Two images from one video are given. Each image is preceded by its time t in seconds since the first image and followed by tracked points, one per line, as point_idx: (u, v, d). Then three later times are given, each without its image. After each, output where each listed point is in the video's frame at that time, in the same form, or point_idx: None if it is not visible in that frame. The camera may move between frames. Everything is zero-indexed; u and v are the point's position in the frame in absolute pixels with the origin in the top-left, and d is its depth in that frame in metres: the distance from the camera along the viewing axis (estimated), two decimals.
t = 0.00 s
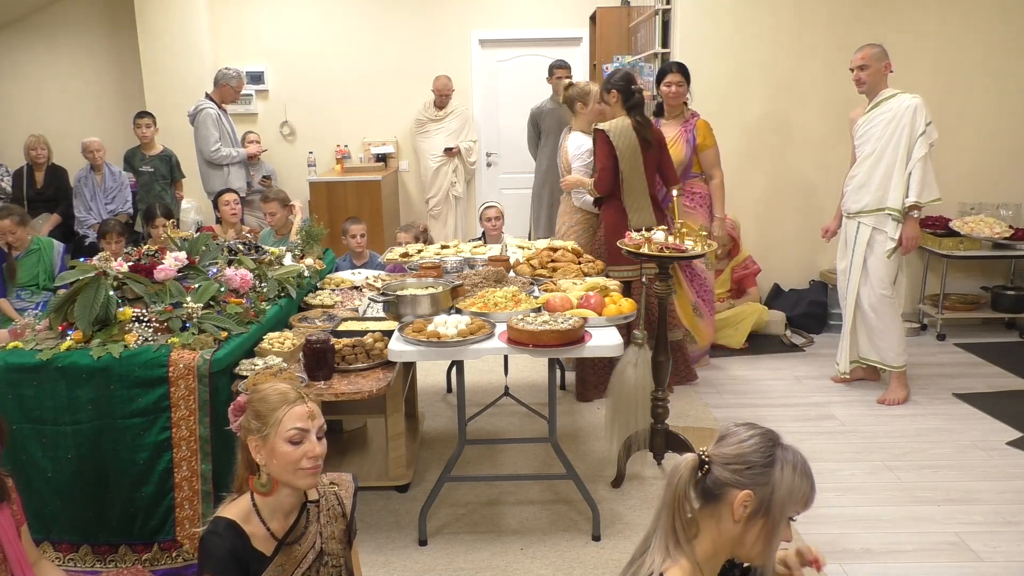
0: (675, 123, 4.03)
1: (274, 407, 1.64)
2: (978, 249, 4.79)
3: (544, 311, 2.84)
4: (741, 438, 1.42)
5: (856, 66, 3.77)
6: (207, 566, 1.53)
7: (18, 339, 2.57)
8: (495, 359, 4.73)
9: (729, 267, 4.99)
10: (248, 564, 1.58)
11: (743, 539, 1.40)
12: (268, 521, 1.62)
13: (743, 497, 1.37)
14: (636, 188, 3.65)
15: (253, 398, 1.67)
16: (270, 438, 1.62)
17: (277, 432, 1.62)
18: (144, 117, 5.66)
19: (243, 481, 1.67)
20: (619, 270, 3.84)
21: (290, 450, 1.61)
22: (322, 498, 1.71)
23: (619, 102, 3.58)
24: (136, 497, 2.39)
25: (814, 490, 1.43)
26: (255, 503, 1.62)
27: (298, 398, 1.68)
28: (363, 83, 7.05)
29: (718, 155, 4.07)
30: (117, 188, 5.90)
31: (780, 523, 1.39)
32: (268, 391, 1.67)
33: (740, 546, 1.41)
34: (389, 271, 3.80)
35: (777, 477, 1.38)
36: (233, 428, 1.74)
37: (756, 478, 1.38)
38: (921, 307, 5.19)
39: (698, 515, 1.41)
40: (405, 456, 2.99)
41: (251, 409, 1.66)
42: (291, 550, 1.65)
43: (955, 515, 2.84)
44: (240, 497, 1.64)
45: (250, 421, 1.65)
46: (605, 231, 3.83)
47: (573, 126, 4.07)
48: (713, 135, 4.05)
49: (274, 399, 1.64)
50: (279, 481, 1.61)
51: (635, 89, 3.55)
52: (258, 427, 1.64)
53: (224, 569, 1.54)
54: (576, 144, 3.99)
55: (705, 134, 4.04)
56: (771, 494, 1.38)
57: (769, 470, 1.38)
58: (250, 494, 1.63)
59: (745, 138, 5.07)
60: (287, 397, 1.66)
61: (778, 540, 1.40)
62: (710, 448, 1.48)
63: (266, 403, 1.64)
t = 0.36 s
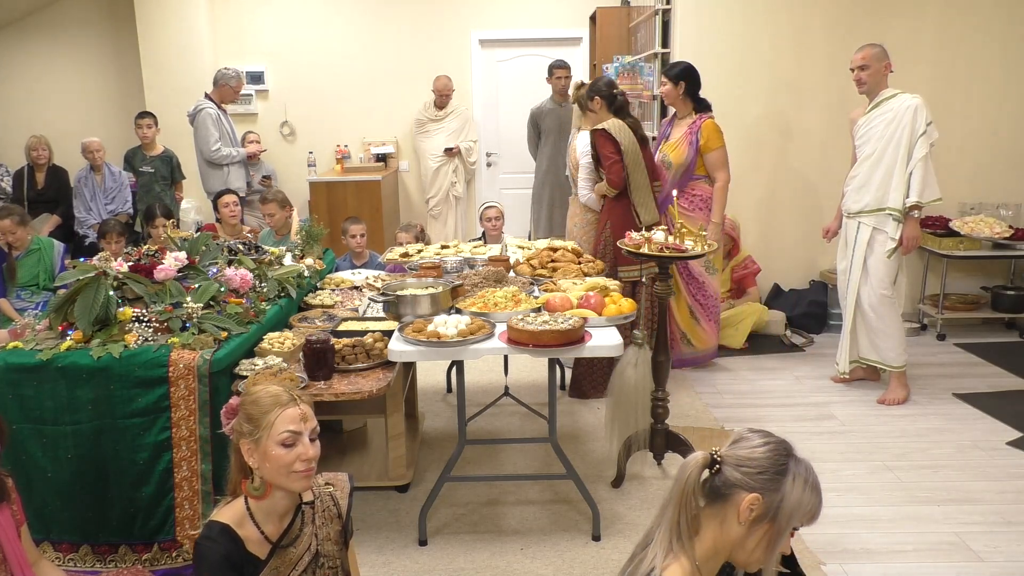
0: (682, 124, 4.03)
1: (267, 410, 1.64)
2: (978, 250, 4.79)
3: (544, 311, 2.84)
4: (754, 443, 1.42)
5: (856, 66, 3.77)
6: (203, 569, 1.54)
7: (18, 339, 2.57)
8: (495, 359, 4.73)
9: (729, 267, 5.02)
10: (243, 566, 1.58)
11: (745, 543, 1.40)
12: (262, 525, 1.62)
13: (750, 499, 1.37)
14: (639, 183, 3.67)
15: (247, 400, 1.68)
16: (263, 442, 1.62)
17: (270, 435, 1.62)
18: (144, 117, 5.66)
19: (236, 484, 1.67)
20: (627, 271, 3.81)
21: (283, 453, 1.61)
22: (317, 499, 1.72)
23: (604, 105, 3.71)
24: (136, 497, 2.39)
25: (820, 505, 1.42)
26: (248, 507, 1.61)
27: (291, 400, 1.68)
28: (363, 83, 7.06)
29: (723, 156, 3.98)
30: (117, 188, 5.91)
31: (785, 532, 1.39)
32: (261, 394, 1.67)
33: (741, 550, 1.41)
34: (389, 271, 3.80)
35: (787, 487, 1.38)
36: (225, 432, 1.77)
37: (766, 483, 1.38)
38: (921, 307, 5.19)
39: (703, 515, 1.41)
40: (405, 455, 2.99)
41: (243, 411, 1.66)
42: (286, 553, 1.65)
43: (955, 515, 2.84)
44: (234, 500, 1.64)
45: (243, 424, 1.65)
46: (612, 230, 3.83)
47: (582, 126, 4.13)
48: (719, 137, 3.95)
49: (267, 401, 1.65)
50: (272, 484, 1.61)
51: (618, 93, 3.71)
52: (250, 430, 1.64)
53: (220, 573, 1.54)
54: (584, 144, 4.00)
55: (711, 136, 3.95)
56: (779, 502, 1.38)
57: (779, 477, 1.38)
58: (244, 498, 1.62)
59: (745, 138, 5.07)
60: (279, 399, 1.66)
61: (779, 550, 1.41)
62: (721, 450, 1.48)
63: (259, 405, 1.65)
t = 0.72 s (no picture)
0: (683, 125, 4.01)
1: (264, 411, 1.64)
2: (978, 250, 4.79)
3: (544, 311, 2.84)
4: (759, 446, 1.42)
5: (856, 67, 3.77)
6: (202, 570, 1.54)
7: (18, 339, 2.57)
8: (495, 359, 4.73)
9: (728, 267, 5.02)
10: (241, 567, 1.59)
11: (748, 546, 1.40)
12: (260, 526, 1.62)
13: (754, 503, 1.37)
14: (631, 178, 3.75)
15: (244, 402, 1.67)
16: (260, 442, 1.62)
17: (268, 435, 1.62)
18: (144, 117, 5.67)
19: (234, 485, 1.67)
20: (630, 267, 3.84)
21: (281, 453, 1.61)
22: (315, 499, 1.71)
23: (580, 110, 3.76)
24: (136, 497, 2.39)
25: (824, 509, 1.43)
26: (247, 508, 1.62)
27: (289, 400, 1.68)
28: (363, 83, 7.05)
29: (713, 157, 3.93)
30: (117, 188, 5.91)
31: (788, 536, 1.39)
32: (258, 394, 1.67)
33: (744, 553, 1.41)
34: (389, 271, 3.80)
35: (792, 491, 1.38)
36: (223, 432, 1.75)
37: (771, 486, 1.38)
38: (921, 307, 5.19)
39: (707, 517, 1.41)
40: (405, 456, 2.99)
41: (240, 412, 1.66)
42: (285, 553, 1.65)
43: (956, 516, 2.84)
44: (232, 501, 1.64)
45: (240, 425, 1.65)
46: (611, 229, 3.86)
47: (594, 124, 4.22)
48: (708, 138, 3.91)
49: (265, 402, 1.65)
50: (270, 485, 1.61)
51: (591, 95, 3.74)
52: (247, 431, 1.64)
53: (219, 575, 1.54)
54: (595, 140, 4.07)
55: (702, 137, 3.91)
56: (784, 506, 1.38)
57: (784, 481, 1.38)
58: (242, 499, 1.63)
59: (745, 138, 5.07)
60: (277, 400, 1.66)
61: (782, 553, 1.41)
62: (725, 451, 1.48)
63: (256, 406, 1.65)
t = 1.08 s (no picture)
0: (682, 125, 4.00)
1: (268, 408, 1.65)
2: (978, 250, 4.79)
3: (544, 310, 2.84)
4: (749, 442, 1.42)
5: (856, 67, 3.77)
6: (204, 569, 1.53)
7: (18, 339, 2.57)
8: (495, 359, 4.73)
9: (728, 267, 5.02)
10: (243, 566, 1.58)
11: (748, 542, 1.40)
12: (263, 524, 1.62)
13: (748, 499, 1.37)
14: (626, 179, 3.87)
15: (248, 399, 1.68)
16: (265, 440, 1.62)
17: (272, 432, 1.62)
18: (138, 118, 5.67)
19: (237, 483, 1.67)
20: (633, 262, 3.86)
21: (285, 451, 1.61)
22: (318, 498, 1.71)
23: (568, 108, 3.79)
24: (136, 497, 2.39)
25: (822, 496, 1.42)
26: (250, 506, 1.61)
27: (292, 398, 1.68)
28: (363, 83, 7.05)
29: (710, 158, 3.90)
30: (117, 188, 5.90)
31: (787, 528, 1.38)
32: (262, 392, 1.68)
33: (746, 549, 1.41)
34: (389, 271, 3.80)
35: (784, 482, 1.38)
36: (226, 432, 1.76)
37: (762, 481, 1.38)
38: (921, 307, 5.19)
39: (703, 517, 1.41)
40: (405, 455, 2.99)
41: (245, 410, 1.67)
42: (287, 551, 1.64)
43: (956, 516, 2.84)
44: (235, 500, 1.64)
45: (244, 423, 1.65)
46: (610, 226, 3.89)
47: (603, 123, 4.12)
48: (705, 139, 3.88)
49: (269, 400, 1.66)
50: (273, 482, 1.61)
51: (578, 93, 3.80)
52: (252, 429, 1.64)
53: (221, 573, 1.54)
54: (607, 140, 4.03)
55: (699, 137, 3.88)
56: (778, 498, 1.38)
57: (775, 474, 1.38)
58: (245, 497, 1.62)
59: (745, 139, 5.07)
60: (281, 398, 1.66)
61: (784, 547, 1.40)
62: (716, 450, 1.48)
63: (261, 404, 1.65)
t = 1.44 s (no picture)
0: (682, 124, 4.01)
1: (276, 405, 1.65)
2: (978, 249, 4.79)
3: (544, 311, 2.84)
4: (721, 442, 1.41)
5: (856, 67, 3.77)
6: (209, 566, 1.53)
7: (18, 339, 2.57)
8: (495, 359, 4.73)
9: (728, 267, 5.02)
10: (249, 563, 1.58)
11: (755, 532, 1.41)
12: (269, 520, 1.62)
13: (747, 499, 1.37)
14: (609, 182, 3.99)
15: (255, 398, 1.67)
16: (273, 436, 1.62)
17: (280, 429, 1.63)
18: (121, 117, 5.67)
19: (243, 480, 1.67)
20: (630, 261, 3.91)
21: (294, 447, 1.62)
22: (323, 497, 1.72)
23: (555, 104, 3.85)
24: (136, 498, 2.39)
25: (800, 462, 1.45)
26: (257, 502, 1.62)
27: (299, 395, 1.68)
28: (363, 83, 7.05)
29: (709, 158, 3.90)
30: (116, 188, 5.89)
31: (786, 507, 1.40)
32: (269, 389, 1.67)
33: (752, 538, 1.42)
34: (389, 271, 3.80)
35: (770, 467, 1.38)
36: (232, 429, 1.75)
37: (751, 476, 1.38)
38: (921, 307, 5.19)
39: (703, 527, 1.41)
40: (405, 455, 2.99)
41: (252, 408, 1.66)
42: (292, 549, 1.64)
43: (956, 516, 2.84)
44: (242, 496, 1.64)
45: (252, 420, 1.65)
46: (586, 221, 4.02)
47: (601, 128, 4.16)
48: (704, 139, 3.88)
49: (276, 397, 1.66)
50: (282, 479, 1.61)
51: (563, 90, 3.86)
52: (260, 425, 1.64)
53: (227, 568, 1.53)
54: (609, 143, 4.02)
55: (700, 137, 3.88)
56: (771, 485, 1.38)
57: (761, 463, 1.38)
58: (252, 493, 1.63)
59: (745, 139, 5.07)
60: (288, 395, 1.67)
61: (787, 523, 1.42)
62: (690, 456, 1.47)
63: (268, 401, 1.65)
